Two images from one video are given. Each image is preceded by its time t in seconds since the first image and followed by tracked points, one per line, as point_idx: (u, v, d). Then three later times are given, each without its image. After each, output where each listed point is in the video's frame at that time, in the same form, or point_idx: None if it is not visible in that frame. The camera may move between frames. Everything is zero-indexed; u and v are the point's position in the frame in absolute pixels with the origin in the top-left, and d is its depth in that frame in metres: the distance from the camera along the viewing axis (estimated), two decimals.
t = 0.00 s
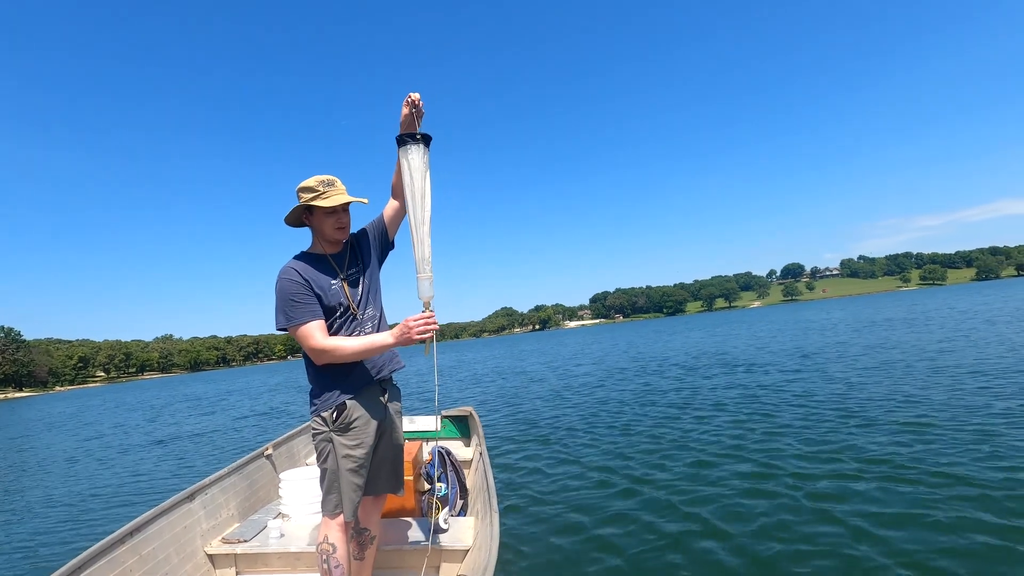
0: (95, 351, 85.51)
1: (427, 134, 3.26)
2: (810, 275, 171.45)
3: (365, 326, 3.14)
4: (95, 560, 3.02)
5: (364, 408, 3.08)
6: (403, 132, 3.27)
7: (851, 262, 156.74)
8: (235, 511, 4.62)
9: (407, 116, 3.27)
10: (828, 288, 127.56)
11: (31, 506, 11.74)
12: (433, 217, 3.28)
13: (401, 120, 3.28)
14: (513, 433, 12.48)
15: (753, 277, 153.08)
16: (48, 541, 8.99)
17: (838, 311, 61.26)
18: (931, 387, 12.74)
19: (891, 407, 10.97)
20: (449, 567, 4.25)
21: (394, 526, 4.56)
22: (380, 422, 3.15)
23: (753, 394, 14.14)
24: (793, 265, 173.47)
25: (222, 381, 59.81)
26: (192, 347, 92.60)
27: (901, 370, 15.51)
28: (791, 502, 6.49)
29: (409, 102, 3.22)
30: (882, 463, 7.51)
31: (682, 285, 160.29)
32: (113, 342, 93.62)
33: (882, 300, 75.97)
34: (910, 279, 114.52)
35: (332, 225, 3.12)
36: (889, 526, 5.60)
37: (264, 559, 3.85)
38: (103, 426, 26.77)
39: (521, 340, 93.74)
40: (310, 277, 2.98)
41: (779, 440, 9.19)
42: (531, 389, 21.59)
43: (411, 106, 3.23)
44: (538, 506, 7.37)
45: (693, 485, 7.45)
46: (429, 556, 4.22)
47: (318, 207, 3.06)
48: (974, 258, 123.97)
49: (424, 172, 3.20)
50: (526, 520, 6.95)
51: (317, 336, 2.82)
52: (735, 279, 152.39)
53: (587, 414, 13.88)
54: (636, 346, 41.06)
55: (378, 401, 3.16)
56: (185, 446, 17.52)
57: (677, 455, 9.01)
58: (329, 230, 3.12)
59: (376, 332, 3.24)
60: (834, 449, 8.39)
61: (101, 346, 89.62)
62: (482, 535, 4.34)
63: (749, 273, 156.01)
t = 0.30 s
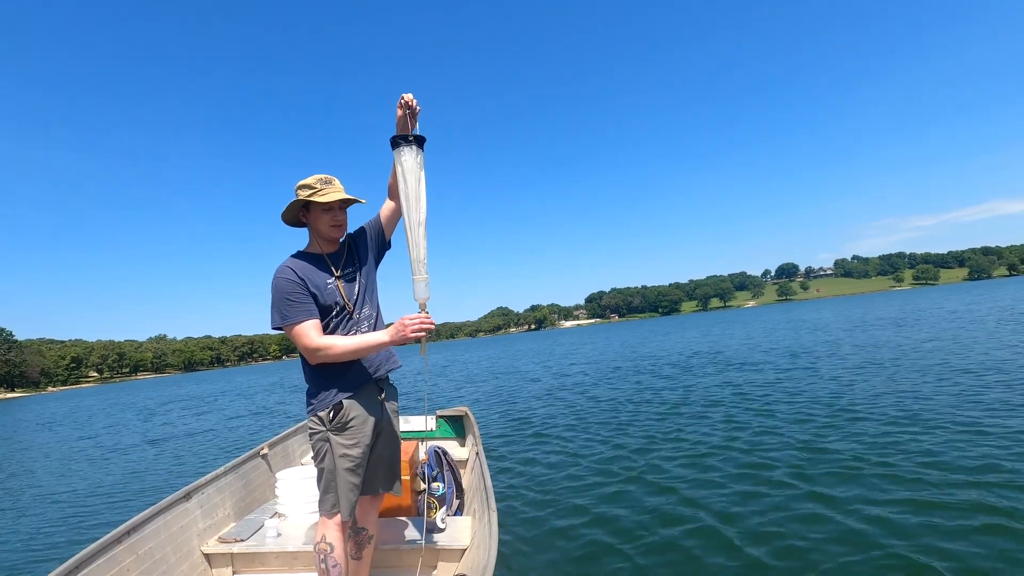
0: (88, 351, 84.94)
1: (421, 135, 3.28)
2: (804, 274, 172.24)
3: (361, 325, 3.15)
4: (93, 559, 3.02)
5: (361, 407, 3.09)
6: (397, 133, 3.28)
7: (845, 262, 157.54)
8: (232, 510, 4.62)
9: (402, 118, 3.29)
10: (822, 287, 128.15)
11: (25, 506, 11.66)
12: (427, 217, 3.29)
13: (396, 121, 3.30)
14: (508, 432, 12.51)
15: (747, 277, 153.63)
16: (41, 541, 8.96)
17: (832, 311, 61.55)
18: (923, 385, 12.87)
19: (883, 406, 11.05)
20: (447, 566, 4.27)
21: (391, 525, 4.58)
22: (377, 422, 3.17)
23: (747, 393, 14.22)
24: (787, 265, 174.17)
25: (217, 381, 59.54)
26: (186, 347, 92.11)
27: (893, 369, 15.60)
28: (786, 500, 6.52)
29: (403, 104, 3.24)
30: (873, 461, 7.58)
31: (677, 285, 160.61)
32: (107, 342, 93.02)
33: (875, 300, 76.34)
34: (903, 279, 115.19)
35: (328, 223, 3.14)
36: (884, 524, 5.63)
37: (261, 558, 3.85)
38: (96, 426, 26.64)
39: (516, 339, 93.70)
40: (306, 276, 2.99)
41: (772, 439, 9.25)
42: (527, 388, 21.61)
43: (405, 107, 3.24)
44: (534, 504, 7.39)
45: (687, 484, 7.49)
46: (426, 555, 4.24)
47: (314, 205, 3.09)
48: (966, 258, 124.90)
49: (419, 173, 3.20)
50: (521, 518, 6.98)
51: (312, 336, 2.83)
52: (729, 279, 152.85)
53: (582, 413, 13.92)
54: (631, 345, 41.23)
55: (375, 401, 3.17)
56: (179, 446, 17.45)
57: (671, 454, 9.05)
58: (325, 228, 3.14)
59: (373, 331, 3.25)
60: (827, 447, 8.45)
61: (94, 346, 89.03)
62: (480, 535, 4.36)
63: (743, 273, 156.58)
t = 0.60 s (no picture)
0: (83, 349, 84.51)
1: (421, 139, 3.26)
2: (800, 275, 172.79)
3: (358, 324, 3.13)
4: (91, 560, 3.00)
5: (361, 406, 3.06)
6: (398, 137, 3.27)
7: (841, 263, 158.06)
8: (229, 510, 4.59)
9: (403, 121, 3.27)
10: (819, 288, 128.50)
11: (19, 506, 11.57)
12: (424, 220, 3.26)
13: (396, 125, 3.28)
14: (506, 431, 12.49)
15: (744, 277, 153.97)
16: (35, 541, 8.89)
17: (828, 311, 61.72)
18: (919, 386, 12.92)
19: (880, 406, 11.09)
20: (445, 565, 4.23)
21: (389, 524, 4.55)
22: (377, 420, 3.15)
23: (744, 393, 14.25)
24: (783, 266, 174.69)
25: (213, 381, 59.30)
26: (182, 347, 91.73)
27: (890, 370, 15.65)
28: (786, 501, 6.51)
29: (404, 107, 3.22)
30: (871, 461, 7.59)
31: (674, 286, 160.76)
32: (102, 341, 92.56)
33: (871, 301, 76.58)
34: (900, 280, 115.58)
35: (319, 220, 3.15)
36: (883, 524, 5.64)
37: (260, 558, 3.82)
38: (90, 426, 26.47)
39: (513, 339, 93.61)
40: (303, 273, 2.98)
41: (770, 439, 9.26)
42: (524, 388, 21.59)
43: (406, 111, 3.23)
44: (532, 503, 7.38)
45: (685, 484, 7.49)
46: (425, 553, 4.21)
47: (306, 202, 3.12)
48: (961, 259, 125.55)
49: (418, 177, 3.18)
50: (519, 517, 6.97)
51: (308, 334, 2.82)
52: (726, 280, 153.13)
53: (580, 412, 13.91)
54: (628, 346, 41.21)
55: (375, 400, 3.15)
56: (174, 445, 17.36)
57: (669, 454, 9.05)
58: (317, 225, 3.16)
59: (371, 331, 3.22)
60: (824, 447, 8.46)
61: (89, 345, 88.58)
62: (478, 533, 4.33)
63: (740, 274, 156.88)
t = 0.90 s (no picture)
0: (76, 349, 83.85)
1: (419, 142, 3.25)
2: (794, 278, 173.56)
3: (352, 325, 3.10)
4: (88, 560, 2.98)
5: (356, 406, 3.06)
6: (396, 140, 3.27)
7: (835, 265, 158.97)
8: (225, 511, 4.56)
9: (401, 124, 3.27)
10: (813, 291, 129.13)
11: (10, 507, 11.46)
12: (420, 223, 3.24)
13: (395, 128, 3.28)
14: (502, 432, 12.48)
15: (739, 279, 154.56)
16: (27, 541, 8.81)
17: (822, 313, 61.96)
18: (913, 386, 13.01)
19: (874, 407, 11.15)
20: (443, 564, 4.21)
21: (387, 525, 4.53)
22: (372, 420, 3.14)
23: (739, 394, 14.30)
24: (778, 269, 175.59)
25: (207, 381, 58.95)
26: (176, 347, 91.21)
27: (884, 372, 15.75)
28: (783, 501, 6.52)
29: (403, 110, 3.22)
30: (866, 461, 7.63)
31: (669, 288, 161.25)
32: (95, 341, 91.89)
33: (865, 303, 76.96)
34: (894, 283, 116.13)
35: (318, 219, 3.14)
36: (879, 523, 5.66)
37: (257, 558, 3.80)
38: (83, 426, 26.24)
39: (509, 340, 93.56)
40: (297, 272, 2.97)
41: (766, 440, 9.29)
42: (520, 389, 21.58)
43: (405, 114, 3.22)
44: (530, 504, 7.37)
45: (681, 485, 7.51)
46: (422, 554, 4.20)
47: (306, 201, 3.12)
48: (954, 262, 126.50)
49: (414, 180, 3.17)
50: (516, 518, 6.97)
51: (300, 333, 2.81)
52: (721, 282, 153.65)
53: (576, 413, 13.91)
54: (623, 347, 41.28)
55: (370, 399, 3.14)
56: (168, 446, 17.22)
57: (665, 455, 9.06)
58: (315, 225, 3.15)
59: (366, 332, 3.21)
60: (819, 447, 8.50)
61: (82, 344, 87.90)
62: (476, 533, 4.33)
63: (735, 276, 157.52)
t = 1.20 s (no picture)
0: (72, 349, 83.40)
1: (416, 146, 3.24)
2: (790, 278, 174.15)
3: (348, 326, 3.09)
4: (86, 563, 2.95)
5: (352, 406, 3.05)
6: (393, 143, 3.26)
7: (831, 266, 159.51)
8: (223, 513, 4.54)
9: (398, 127, 3.26)
10: (810, 291, 129.50)
11: (5, 507, 11.39)
12: (416, 226, 3.23)
13: (392, 131, 3.27)
14: (500, 432, 12.45)
15: (735, 280, 154.97)
16: (22, 542, 8.74)
17: (819, 314, 62.14)
18: (909, 387, 13.05)
19: (871, 407, 11.18)
20: (442, 563, 4.21)
21: (385, 524, 4.52)
22: (368, 420, 3.13)
23: (736, 394, 14.33)
24: (774, 269, 176.19)
25: (204, 381, 58.73)
26: (172, 346, 90.87)
27: (879, 372, 15.81)
28: (780, 502, 6.49)
29: (400, 113, 3.21)
30: (862, 462, 7.65)
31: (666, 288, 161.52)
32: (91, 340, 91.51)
33: (861, 304, 77.20)
34: (889, 284, 116.47)
35: (316, 220, 3.13)
36: (876, 525, 5.67)
37: (255, 559, 3.78)
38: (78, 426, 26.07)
39: (506, 340, 93.53)
40: (294, 273, 2.96)
41: (764, 440, 9.29)
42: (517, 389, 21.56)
43: (402, 117, 3.21)
44: (528, 505, 7.35)
45: (679, 485, 7.50)
46: (421, 552, 4.18)
47: (304, 202, 3.10)
48: (949, 263, 127.14)
49: (410, 184, 3.17)
50: (514, 518, 6.96)
51: (294, 334, 2.80)
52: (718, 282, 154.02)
53: (574, 413, 13.89)
54: (621, 347, 41.33)
55: (366, 400, 3.13)
56: (164, 446, 17.11)
57: (663, 455, 9.05)
58: (313, 226, 3.14)
59: (362, 333, 3.20)
60: (817, 448, 8.51)
61: (78, 344, 87.46)
62: (475, 531, 4.32)
63: (732, 277, 157.92)
